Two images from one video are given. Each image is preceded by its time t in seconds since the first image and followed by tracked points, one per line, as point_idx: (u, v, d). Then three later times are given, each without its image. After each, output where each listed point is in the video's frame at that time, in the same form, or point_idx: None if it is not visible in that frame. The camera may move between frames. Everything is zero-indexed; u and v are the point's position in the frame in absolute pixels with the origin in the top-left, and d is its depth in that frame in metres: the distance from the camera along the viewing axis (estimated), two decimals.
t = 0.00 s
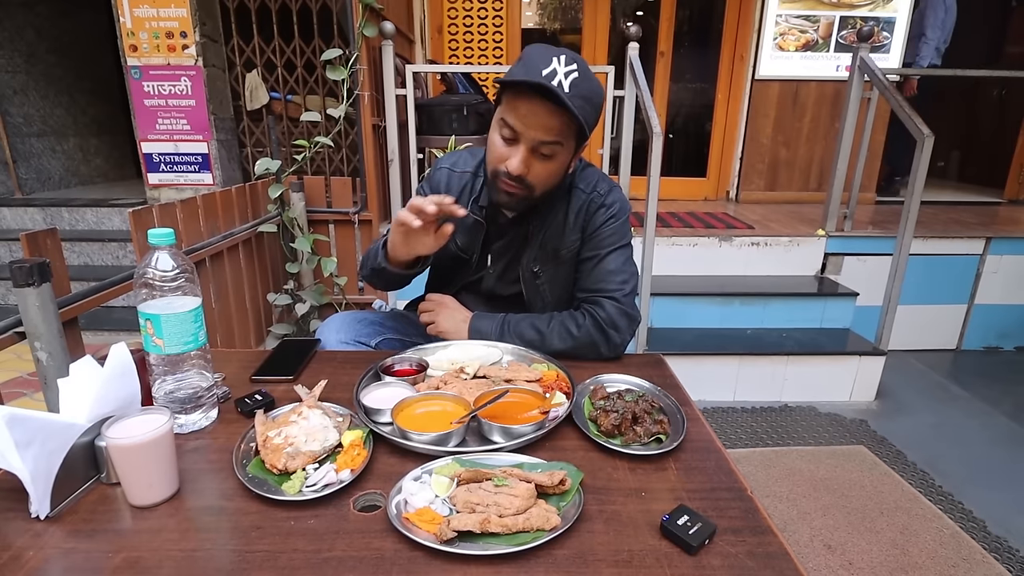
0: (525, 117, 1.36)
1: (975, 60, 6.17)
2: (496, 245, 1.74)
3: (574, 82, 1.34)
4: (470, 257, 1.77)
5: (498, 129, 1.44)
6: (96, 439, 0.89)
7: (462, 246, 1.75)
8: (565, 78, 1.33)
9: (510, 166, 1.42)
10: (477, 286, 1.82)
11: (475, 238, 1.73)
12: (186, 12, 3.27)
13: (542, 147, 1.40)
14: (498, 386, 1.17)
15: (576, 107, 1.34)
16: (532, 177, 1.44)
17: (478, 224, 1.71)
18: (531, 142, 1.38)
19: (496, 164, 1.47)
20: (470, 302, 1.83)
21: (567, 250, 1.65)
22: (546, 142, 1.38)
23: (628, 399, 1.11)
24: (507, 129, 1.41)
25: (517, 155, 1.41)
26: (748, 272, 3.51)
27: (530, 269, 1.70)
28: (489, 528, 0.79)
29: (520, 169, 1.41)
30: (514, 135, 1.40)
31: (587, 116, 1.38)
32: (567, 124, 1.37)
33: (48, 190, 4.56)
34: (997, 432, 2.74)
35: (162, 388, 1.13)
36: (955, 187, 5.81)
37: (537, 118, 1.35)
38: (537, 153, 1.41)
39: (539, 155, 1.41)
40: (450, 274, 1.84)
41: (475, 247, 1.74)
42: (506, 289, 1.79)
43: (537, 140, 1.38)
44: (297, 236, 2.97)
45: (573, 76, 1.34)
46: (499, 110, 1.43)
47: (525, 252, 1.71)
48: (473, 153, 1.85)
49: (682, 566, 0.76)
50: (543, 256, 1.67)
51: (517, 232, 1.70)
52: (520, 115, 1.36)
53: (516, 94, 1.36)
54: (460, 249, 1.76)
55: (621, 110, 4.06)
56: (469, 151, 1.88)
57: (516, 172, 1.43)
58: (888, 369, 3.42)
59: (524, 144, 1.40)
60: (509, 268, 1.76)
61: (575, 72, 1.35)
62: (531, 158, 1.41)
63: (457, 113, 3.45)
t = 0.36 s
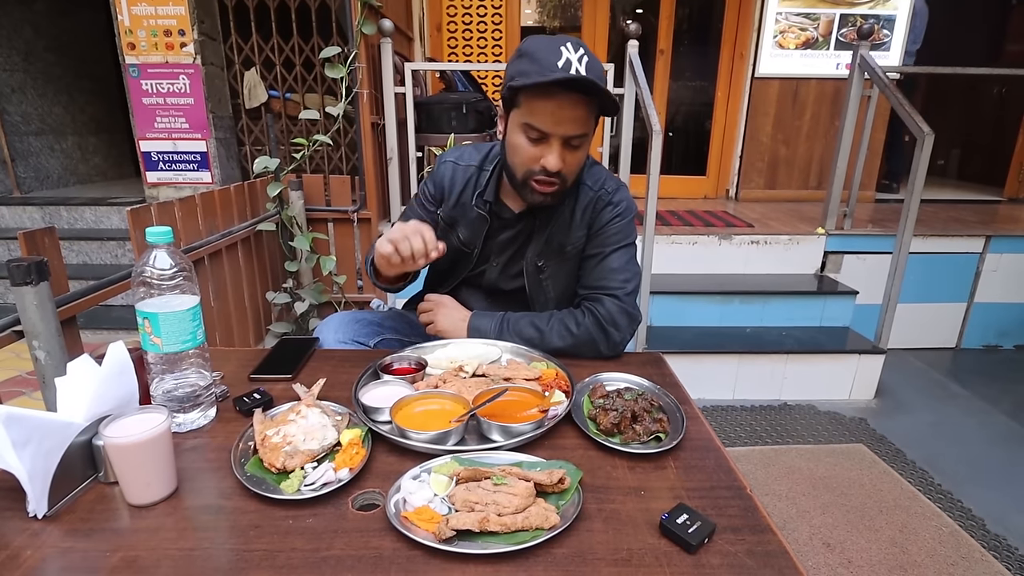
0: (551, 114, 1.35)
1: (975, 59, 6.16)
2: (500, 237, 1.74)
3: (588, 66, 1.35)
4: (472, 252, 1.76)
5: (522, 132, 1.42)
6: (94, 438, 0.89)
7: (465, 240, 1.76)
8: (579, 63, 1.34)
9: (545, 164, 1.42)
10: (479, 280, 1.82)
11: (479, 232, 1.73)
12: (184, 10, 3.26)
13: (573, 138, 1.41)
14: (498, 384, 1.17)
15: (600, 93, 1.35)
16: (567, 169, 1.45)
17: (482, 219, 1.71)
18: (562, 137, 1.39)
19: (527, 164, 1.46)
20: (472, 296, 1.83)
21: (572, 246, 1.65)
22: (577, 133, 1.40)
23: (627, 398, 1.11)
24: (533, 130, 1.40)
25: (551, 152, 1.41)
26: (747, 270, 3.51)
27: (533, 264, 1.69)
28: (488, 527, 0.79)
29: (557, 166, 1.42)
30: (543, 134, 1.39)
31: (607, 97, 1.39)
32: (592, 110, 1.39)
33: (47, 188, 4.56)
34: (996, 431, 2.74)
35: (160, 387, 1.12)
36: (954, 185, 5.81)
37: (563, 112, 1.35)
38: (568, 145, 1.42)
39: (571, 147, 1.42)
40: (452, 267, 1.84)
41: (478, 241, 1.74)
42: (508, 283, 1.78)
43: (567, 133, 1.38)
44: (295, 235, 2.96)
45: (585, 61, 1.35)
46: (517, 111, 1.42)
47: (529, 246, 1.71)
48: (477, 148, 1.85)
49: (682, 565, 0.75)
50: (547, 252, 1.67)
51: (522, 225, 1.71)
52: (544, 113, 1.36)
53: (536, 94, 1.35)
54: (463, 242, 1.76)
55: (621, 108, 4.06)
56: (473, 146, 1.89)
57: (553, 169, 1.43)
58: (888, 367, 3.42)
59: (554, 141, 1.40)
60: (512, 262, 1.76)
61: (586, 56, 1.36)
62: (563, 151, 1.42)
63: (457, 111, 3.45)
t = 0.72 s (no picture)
0: (537, 129, 1.35)
1: (972, 57, 6.17)
2: (500, 236, 1.74)
3: (577, 80, 1.34)
4: (472, 249, 1.76)
5: (512, 143, 1.43)
6: (90, 436, 0.89)
7: (465, 237, 1.76)
8: (567, 77, 1.33)
9: (532, 176, 1.42)
10: (479, 277, 1.81)
11: (479, 229, 1.73)
12: (181, 7, 3.24)
13: (561, 152, 1.40)
14: (495, 382, 1.16)
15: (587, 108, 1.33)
16: (555, 180, 1.45)
17: (481, 216, 1.70)
18: (548, 150, 1.38)
19: (516, 174, 1.47)
20: (472, 293, 1.83)
21: (570, 245, 1.65)
22: (564, 147, 1.38)
23: (624, 395, 1.11)
24: (521, 143, 1.40)
25: (538, 164, 1.41)
26: (745, 269, 3.51)
27: (532, 262, 1.69)
28: (485, 525, 0.79)
29: (544, 178, 1.42)
30: (530, 147, 1.39)
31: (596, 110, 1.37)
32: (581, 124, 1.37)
33: (42, 186, 4.54)
34: (992, 429, 2.75)
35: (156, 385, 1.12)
36: (950, 184, 5.83)
37: (549, 127, 1.34)
38: (556, 158, 1.41)
39: (558, 160, 1.41)
40: (453, 264, 1.84)
41: (478, 238, 1.74)
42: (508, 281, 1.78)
43: (554, 147, 1.38)
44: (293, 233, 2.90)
45: (574, 75, 1.34)
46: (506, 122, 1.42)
47: (529, 245, 1.70)
48: (481, 147, 1.86)
49: (679, 563, 0.75)
50: (546, 250, 1.67)
51: (522, 224, 1.70)
52: (531, 128, 1.35)
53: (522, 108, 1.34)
54: (463, 239, 1.76)
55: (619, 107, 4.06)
56: (478, 145, 1.89)
57: (540, 181, 1.43)
58: (884, 366, 3.43)
59: (541, 154, 1.40)
60: (511, 260, 1.75)
61: (575, 69, 1.35)
62: (551, 163, 1.41)
63: (454, 110, 3.44)
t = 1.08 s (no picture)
0: (530, 123, 1.36)
1: (972, 57, 6.17)
2: (502, 235, 1.74)
3: (571, 74, 1.33)
4: (475, 248, 1.77)
5: (507, 136, 1.44)
6: (94, 436, 0.89)
7: (468, 237, 1.77)
8: (560, 71, 1.32)
9: (526, 169, 1.43)
10: (481, 277, 1.81)
11: (481, 229, 1.74)
12: (183, 8, 3.25)
13: (554, 145, 1.40)
14: (496, 383, 1.17)
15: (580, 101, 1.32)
16: (550, 173, 1.45)
17: (485, 215, 1.71)
18: (542, 143, 1.39)
19: (512, 168, 1.47)
20: (474, 293, 1.84)
21: (573, 246, 1.65)
22: (557, 140, 1.38)
23: (625, 396, 1.12)
24: (516, 136, 1.41)
25: (532, 157, 1.41)
26: (746, 269, 3.51)
27: (535, 262, 1.69)
28: (487, 525, 0.79)
29: (538, 172, 1.43)
30: (524, 139, 1.40)
31: (590, 103, 1.37)
32: (574, 118, 1.36)
33: (45, 187, 4.55)
34: (994, 430, 2.75)
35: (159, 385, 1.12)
36: (952, 184, 5.82)
37: (542, 121, 1.34)
38: (550, 151, 1.41)
39: (552, 153, 1.42)
40: (455, 263, 1.85)
41: (480, 238, 1.75)
42: (511, 281, 1.78)
43: (547, 140, 1.38)
44: (293, 233, 2.92)
45: (568, 68, 1.33)
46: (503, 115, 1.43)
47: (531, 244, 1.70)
48: (485, 147, 1.86)
49: (681, 564, 0.76)
50: (548, 250, 1.67)
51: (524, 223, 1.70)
52: (525, 121, 1.36)
53: (517, 101, 1.35)
54: (467, 239, 1.77)
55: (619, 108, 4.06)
56: (481, 145, 1.89)
57: (535, 174, 1.44)
58: (885, 366, 3.42)
59: (535, 147, 1.40)
60: (514, 260, 1.76)
61: (569, 63, 1.33)
62: (545, 156, 1.42)
63: (455, 110, 3.45)
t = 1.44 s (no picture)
0: (525, 94, 1.41)
1: (973, 59, 6.17)
2: (495, 219, 1.74)
3: (553, 48, 1.42)
4: (468, 232, 1.75)
5: (501, 115, 1.48)
6: (94, 437, 0.89)
7: (461, 220, 1.75)
8: (544, 46, 1.41)
9: (526, 141, 1.47)
10: (474, 263, 1.77)
11: (474, 212, 1.73)
12: (184, 10, 3.26)
13: (548, 114, 1.46)
14: (497, 384, 1.17)
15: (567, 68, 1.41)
16: (548, 144, 1.49)
17: (475, 197, 1.72)
18: (538, 114, 1.44)
19: (511, 145, 1.51)
20: (469, 280, 1.80)
21: (567, 234, 1.67)
22: (551, 108, 1.45)
23: (626, 397, 1.12)
24: (512, 112, 1.46)
25: (531, 129, 1.46)
26: (746, 271, 3.51)
27: (529, 248, 1.69)
28: (487, 527, 0.79)
29: (537, 141, 1.47)
30: (520, 113, 1.45)
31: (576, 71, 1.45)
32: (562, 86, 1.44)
33: (45, 188, 4.55)
34: (994, 431, 2.75)
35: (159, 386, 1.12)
36: (951, 186, 5.83)
37: (536, 91, 1.41)
38: (545, 121, 1.47)
39: (547, 123, 1.47)
40: (448, 251, 1.81)
41: (474, 221, 1.73)
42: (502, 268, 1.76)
43: (542, 110, 1.44)
44: (294, 234, 2.93)
45: (549, 43, 1.42)
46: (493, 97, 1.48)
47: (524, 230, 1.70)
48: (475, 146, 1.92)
49: (681, 565, 0.76)
50: (543, 236, 1.68)
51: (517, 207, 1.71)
52: (519, 94, 1.42)
53: (509, 77, 1.41)
54: (459, 223, 1.75)
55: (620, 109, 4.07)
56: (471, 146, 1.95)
57: (534, 144, 1.48)
58: (885, 368, 3.43)
59: (532, 119, 1.45)
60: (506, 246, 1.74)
61: (549, 40, 1.43)
62: (541, 127, 1.47)
63: (455, 111, 3.45)
